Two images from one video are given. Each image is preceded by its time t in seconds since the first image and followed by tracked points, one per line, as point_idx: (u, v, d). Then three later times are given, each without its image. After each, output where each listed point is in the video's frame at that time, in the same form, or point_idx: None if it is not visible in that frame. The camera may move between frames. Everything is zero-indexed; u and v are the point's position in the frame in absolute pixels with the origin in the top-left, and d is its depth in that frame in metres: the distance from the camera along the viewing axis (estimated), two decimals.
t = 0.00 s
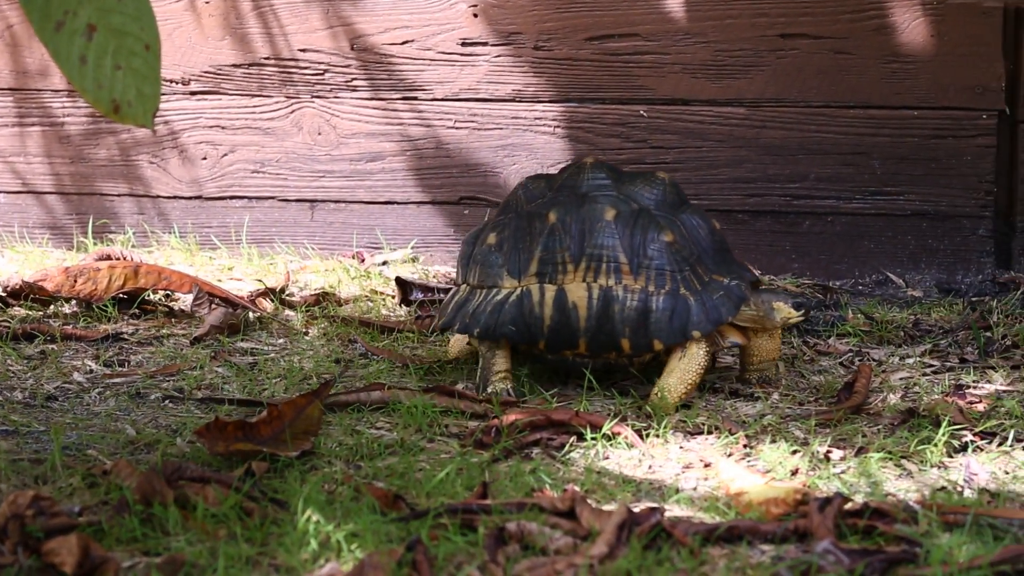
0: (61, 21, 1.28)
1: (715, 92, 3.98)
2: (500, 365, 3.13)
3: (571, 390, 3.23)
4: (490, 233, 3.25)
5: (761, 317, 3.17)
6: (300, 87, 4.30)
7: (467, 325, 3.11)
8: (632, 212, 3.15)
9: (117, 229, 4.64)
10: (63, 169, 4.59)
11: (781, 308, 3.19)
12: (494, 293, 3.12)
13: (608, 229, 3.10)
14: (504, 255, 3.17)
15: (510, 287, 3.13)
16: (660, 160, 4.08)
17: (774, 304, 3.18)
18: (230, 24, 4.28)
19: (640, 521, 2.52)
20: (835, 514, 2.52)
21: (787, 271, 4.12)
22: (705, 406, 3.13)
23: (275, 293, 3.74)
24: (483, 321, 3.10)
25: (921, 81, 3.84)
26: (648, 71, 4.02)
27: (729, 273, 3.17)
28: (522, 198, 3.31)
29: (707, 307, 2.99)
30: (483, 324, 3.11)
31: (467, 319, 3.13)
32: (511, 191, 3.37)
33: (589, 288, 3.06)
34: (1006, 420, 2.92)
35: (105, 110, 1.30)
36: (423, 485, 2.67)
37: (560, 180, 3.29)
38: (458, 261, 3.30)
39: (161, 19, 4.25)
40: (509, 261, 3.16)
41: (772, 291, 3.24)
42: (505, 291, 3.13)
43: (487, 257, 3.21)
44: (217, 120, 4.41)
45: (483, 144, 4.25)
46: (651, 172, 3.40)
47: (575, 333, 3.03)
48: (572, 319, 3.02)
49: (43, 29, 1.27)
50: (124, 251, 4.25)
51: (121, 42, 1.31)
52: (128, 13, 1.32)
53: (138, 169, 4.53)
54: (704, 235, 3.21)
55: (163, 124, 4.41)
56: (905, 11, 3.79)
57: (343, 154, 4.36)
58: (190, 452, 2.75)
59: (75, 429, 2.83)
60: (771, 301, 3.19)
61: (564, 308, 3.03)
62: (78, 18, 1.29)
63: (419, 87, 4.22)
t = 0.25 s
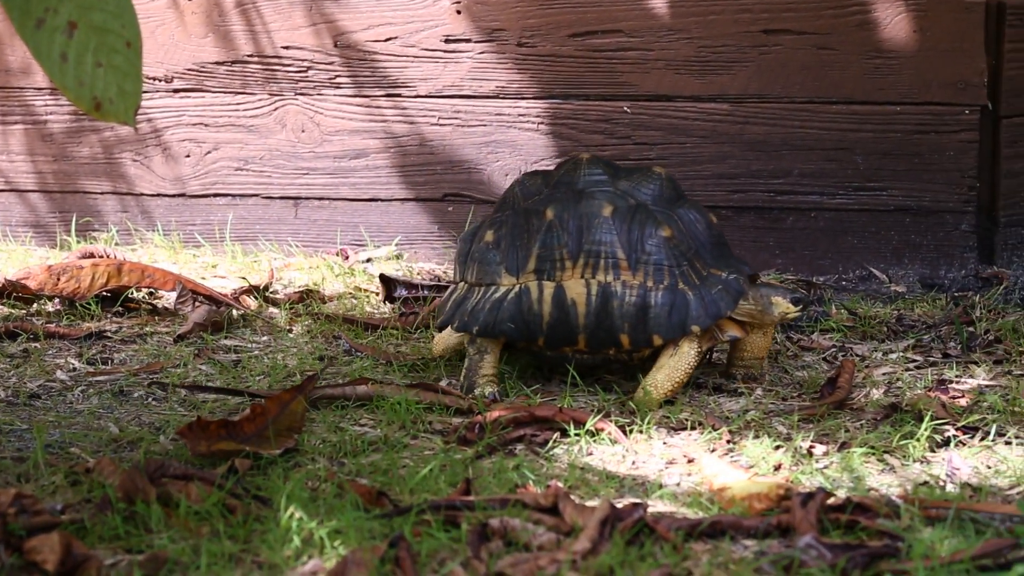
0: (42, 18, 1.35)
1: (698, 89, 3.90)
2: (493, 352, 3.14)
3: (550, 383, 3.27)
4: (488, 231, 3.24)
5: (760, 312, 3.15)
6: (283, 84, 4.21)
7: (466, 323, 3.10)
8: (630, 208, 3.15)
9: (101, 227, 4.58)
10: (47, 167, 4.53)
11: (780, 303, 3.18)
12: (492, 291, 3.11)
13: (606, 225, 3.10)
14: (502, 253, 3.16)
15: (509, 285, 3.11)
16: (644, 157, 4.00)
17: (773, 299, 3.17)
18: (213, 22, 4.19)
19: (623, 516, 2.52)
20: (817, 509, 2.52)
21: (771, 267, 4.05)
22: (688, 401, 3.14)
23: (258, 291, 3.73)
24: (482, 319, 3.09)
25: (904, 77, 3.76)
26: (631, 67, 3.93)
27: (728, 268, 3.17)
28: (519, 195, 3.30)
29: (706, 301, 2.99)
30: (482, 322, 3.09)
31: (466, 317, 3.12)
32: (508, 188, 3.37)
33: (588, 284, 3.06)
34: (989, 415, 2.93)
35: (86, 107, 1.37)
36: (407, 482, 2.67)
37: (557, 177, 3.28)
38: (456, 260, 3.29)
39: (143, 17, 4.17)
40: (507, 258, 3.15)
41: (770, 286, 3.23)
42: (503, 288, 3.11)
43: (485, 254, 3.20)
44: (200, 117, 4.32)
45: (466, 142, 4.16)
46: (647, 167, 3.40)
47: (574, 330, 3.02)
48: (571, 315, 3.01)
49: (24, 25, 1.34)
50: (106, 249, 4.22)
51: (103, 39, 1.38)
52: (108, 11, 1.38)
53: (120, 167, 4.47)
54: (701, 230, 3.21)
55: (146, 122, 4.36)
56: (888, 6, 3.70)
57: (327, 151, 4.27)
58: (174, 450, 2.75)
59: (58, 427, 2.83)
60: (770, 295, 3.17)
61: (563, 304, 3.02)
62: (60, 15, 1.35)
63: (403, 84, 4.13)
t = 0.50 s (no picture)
0: (23, 13, 1.42)
1: (682, 84, 3.88)
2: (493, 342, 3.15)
3: (534, 378, 3.28)
4: (486, 227, 3.25)
5: (759, 306, 3.19)
6: (267, 79, 4.17)
7: (465, 319, 3.10)
8: (628, 203, 3.16)
9: (84, 223, 4.56)
10: (30, 163, 4.50)
11: (778, 297, 3.22)
12: (491, 287, 3.11)
13: (604, 220, 3.10)
14: (500, 249, 3.16)
15: (507, 281, 3.12)
16: (628, 151, 3.99)
17: (772, 294, 3.20)
18: (196, 17, 4.15)
19: (604, 511, 2.53)
20: (798, 503, 2.52)
21: (755, 262, 4.04)
22: (671, 395, 3.14)
23: (242, 286, 3.72)
24: (481, 315, 3.09)
25: (887, 72, 3.76)
26: (614, 62, 3.91)
27: (726, 262, 3.17)
28: (516, 191, 3.31)
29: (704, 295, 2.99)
30: (481, 318, 3.09)
31: (464, 314, 3.12)
32: (505, 185, 3.37)
33: (586, 279, 3.06)
34: (970, 409, 2.94)
35: (67, 101, 1.43)
36: (389, 477, 2.66)
37: (554, 173, 3.28)
38: (454, 257, 3.30)
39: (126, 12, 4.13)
40: (505, 254, 3.16)
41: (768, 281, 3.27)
42: (501, 284, 3.12)
43: (483, 251, 3.20)
44: (183, 112, 4.29)
45: (450, 137, 4.14)
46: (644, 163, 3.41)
47: (573, 325, 3.03)
48: (571, 310, 3.02)
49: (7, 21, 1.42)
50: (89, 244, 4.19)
51: (82, 34, 1.45)
52: (89, 6, 1.45)
53: (104, 162, 4.44)
54: (699, 224, 3.22)
55: (129, 117, 4.32)
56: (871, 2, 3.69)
57: (310, 146, 4.25)
58: (156, 445, 2.75)
59: (39, 422, 2.82)
60: (768, 290, 3.21)
61: (562, 299, 3.03)
62: (39, 11, 1.43)
63: (387, 79, 4.10)
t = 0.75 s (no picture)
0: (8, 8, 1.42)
1: (667, 80, 3.88)
2: (482, 342, 3.15)
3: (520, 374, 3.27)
4: (484, 227, 3.25)
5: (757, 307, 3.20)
6: (252, 75, 4.16)
7: (461, 319, 3.09)
8: (625, 203, 3.14)
9: (69, 218, 4.49)
10: (14, 158, 4.45)
11: (775, 300, 3.24)
12: (487, 287, 3.11)
13: (601, 220, 3.08)
14: (497, 249, 3.16)
15: (504, 281, 3.11)
16: (614, 148, 3.98)
17: (769, 296, 3.22)
18: (181, 12, 4.14)
19: (588, 507, 2.53)
20: (781, 499, 2.52)
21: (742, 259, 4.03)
22: (655, 392, 3.13)
23: (227, 282, 3.72)
24: (477, 315, 3.08)
25: (872, 69, 3.76)
26: (600, 58, 3.90)
27: (725, 263, 3.13)
28: (514, 191, 3.30)
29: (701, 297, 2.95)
30: (477, 318, 3.08)
31: (461, 314, 3.11)
32: (504, 185, 3.36)
33: (583, 280, 3.04)
34: (954, 405, 2.95)
35: (50, 95, 1.43)
36: (373, 473, 2.66)
37: (552, 173, 3.28)
38: (453, 257, 3.30)
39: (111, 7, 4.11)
40: (502, 254, 3.16)
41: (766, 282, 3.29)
42: (498, 284, 3.11)
43: (480, 251, 3.20)
44: (169, 108, 4.27)
45: (436, 133, 4.13)
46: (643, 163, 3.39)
47: (569, 326, 3.00)
48: (566, 311, 3.00)
49: None
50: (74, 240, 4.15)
51: (65, 29, 1.44)
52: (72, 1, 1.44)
53: (88, 158, 4.40)
54: (698, 225, 3.19)
55: (113, 112, 4.30)
56: None
57: (296, 142, 4.22)
58: (140, 441, 2.74)
59: (22, 418, 2.82)
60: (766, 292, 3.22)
61: (558, 300, 3.01)
62: (23, 7, 1.42)
63: (372, 75, 4.08)
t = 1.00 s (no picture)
0: None
1: (654, 78, 3.88)
2: (476, 346, 3.15)
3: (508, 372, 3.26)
4: (489, 230, 3.21)
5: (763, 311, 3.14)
6: (238, 74, 4.14)
7: (466, 323, 3.08)
8: (631, 207, 3.07)
9: (55, 218, 4.46)
10: None
11: (784, 301, 3.15)
12: (492, 291, 3.09)
13: (606, 224, 3.03)
14: (502, 252, 3.13)
15: (509, 285, 3.09)
16: (601, 146, 3.97)
17: (777, 297, 3.14)
18: (167, 11, 4.11)
19: (575, 504, 2.53)
20: (768, 495, 2.53)
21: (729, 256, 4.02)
22: (642, 389, 3.14)
23: (214, 281, 3.71)
24: (481, 319, 3.07)
25: (857, 66, 3.76)
26: (586, 56, 3.90)
27: (732, 267, 3.07)
28: (519, 192, 3.24)
29: (707, 302, 2.89)
30: (482, 322, 3.07)
31: (465, 318, 3.10)
32: (509, 185, 3.30)
33: (588, 285, 3.01)
34: (940, 401, 2.96)
35: (35, 96, 1.35)
36: (360, 472, 2.66)
37: (558, 174, 3.21)
38: (458, 259, 3.27)
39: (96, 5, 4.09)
40: (507, 257, 3.13)
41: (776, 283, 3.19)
42: (503, 288, 3.09)
43: (485, 253, 3.18)
44: (155, 107, 4.25)
45: (423, 131, 4.12)
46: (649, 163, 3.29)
47: (573, 331, 2.98)
48: (570, 316, 2.97)
49: None
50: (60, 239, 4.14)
51: (49, 29, 1.36)
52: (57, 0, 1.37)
53: (74, 157, 4.37)
54: (704, 228, 3.12)
55: (99, 112, 4.27)
56: None
57: (283, 141, 4.21)
58: (127, 441, 2.74)
59: (9, 418, 2.81)
60: (774, 294, 3.15)
61: (562, 305, 2.99)
62: (6, 6, 1.33)
63: (358, 73, 4.07)
